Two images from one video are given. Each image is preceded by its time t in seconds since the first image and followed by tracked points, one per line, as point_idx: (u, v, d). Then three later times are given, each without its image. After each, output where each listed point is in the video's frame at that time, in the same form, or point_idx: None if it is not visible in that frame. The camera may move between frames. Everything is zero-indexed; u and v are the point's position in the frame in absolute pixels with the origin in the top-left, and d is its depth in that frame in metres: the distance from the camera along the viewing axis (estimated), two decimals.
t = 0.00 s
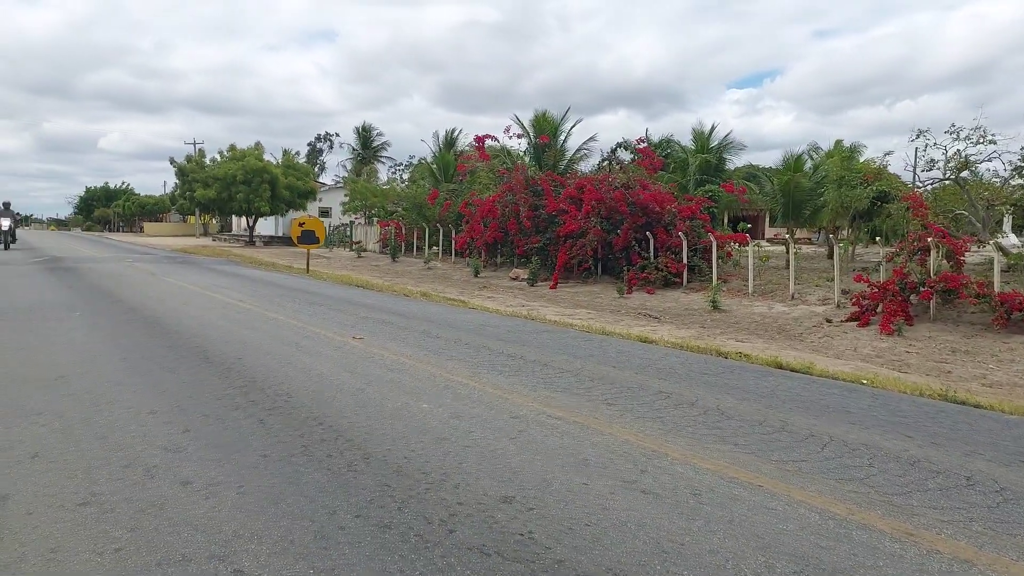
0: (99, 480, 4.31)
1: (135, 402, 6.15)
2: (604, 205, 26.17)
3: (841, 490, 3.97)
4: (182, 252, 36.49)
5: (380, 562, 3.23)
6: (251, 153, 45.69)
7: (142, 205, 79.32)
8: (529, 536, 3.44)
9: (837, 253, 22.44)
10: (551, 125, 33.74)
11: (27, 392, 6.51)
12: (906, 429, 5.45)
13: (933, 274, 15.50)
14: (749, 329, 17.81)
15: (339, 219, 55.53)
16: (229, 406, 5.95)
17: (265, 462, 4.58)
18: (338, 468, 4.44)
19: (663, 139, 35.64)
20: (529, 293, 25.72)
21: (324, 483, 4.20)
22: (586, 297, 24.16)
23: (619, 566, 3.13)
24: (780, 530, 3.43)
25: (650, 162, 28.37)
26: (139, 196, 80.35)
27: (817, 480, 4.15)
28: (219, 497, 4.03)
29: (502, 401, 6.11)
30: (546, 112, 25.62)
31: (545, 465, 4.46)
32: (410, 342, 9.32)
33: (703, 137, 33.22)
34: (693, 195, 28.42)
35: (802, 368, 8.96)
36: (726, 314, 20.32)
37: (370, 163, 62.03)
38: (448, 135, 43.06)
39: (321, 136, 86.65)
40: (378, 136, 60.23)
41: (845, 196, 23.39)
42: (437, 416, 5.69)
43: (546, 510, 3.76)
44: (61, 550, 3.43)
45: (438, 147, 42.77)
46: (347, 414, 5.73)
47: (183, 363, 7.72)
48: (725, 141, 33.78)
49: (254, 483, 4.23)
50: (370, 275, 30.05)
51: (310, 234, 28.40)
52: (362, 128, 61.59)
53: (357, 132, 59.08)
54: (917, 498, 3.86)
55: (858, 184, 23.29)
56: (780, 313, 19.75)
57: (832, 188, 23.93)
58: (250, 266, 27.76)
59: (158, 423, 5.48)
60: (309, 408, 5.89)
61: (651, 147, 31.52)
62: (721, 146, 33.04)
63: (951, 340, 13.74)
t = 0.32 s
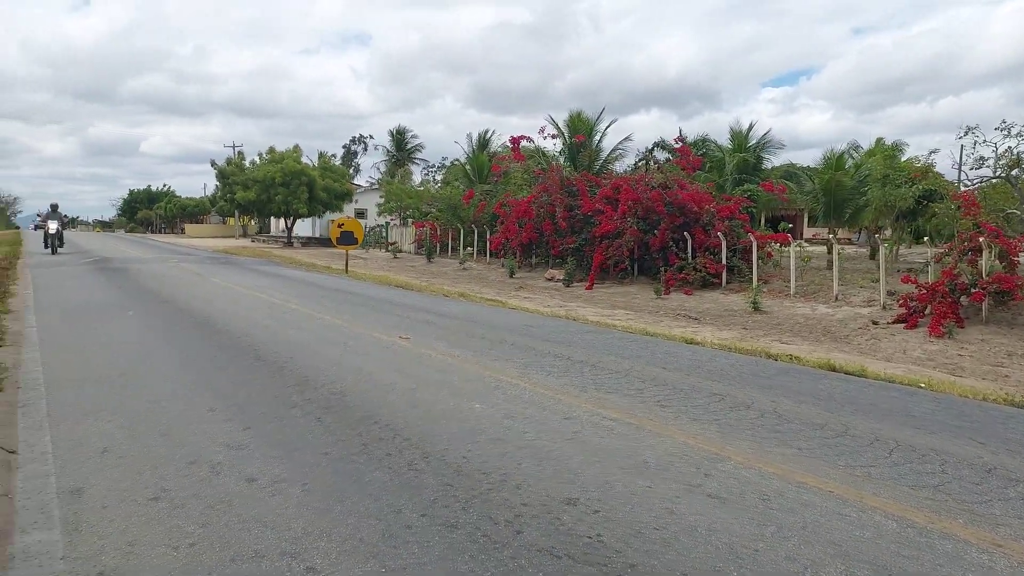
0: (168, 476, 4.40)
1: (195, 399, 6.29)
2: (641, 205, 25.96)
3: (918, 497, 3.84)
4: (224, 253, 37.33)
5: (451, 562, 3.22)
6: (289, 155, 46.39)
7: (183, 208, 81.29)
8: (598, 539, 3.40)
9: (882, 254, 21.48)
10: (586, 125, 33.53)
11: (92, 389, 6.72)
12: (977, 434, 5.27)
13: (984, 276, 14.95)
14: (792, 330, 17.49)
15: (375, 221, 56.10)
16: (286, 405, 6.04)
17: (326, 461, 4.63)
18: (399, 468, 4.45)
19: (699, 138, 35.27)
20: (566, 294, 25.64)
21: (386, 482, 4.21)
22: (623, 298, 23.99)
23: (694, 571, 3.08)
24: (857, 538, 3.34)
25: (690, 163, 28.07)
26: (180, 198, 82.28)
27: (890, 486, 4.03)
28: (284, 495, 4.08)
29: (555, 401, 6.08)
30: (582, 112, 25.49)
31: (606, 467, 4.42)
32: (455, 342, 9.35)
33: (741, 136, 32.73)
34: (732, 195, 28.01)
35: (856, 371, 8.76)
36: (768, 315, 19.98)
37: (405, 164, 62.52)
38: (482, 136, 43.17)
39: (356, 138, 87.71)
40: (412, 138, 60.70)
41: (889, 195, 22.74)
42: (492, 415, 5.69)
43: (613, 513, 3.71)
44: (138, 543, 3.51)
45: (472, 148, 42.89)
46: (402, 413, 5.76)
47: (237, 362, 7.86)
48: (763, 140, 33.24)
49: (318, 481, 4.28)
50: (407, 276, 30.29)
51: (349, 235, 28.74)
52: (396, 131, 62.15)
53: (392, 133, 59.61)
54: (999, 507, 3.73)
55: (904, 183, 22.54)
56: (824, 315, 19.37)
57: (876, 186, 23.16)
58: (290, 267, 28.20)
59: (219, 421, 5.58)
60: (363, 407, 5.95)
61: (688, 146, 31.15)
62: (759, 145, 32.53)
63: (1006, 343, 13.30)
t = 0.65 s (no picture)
0: (257, 468, 4.49)
1: (276, 394, 6.44)
2: (705, 203, 25.40)
3: None
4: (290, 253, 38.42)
5: (546, 563, 3.14)
6: (352, 157, 47.33)
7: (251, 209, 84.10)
8: (697, 544, 3.27)
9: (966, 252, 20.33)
10: (648, 122, 33.01)
11: (180, 382, 6.96)
12: None
13: None
14: (869, 332, 16.78)
15: (434, 221, 56.71)
16: (364, 400, 6.11)
17: (408, 456, 4.64)
18: (482, 464, 4.42)
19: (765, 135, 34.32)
20: (628, 293, 25.32)
21: (470, 478, 4.18)
22: (687, 297, 23.52)
23: None
24: (981, 554, 3.12)
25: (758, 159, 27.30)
26: (247, 199, 85.11)
27: (1009, 498, 3.76)
28: (370, 489, 4.09)
29: (633, 401, 5.95)
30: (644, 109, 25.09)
31: (696, 470, 4.27)
32: (525, 340, 9.29)
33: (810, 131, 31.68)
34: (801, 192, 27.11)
35: (947, 375, 8.31)
36: (841, 316, 19.24)
37: (462, 165, 62.99)
38: (541, 136, 43.09)
39: (415, 139, 88.92)
40: (471, 139, 61.11)
41: (973, 190, 21.55)
42: (570, 413, 5.60)
43: (709, 517, 3.57)
44: (235, 533, 3.57)
45: (531, 148, 42.85)
46: (479, 410, 5.73)
47: (313, 358, 8.02)
48: (833, 134, 32.09)
49: (402, 476, 4.28)
50: (468, 275, 30.47)
51: (412, 234, 29.09)
52: (455, 132, 62.66)
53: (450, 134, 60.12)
54: None
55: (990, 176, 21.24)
56: (901, 316, 18.51)
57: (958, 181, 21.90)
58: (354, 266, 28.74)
59: (301, 415, 5.67)
60: (440, 403, 5.95)
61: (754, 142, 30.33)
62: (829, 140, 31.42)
63: None
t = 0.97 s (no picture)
0: (300, 472, 4.41)
1: (317, 395, 6.38)
2: (743, 202, 24.91)
3: None
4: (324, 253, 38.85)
5: None
6: (385, 158, 47.63)
7: (285, 210, 85.24)
8: (766, 562, 3.08)
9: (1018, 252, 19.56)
10: (683, 121, 32.52)
11: (221, 382, 6.95)
12: None
13: None
14: (916, 335, 16.26)
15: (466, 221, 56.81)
16: (406, 402, 6.02)
17: (454, 460, 4.51)
18: (531, 470, 4.27)
19: (804, 133, 33.61)
20: (663, 294, 24.98)
21: (519, 486, 4.02)
22: (724, 298, 23.11)
23: None
24: None
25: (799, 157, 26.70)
26: (282, 201, 86.31)
27: None
28: (417, 495, 3.97)
29: (683, 405, 5.75)
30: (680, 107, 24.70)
31: (756, 480, 4.06)
32: (565, 341, 9.13)
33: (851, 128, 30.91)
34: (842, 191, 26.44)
35: (1010, 381, 7.94)
36: (886, 318, 18.69)
37: (494, 165, 62.99)
38: (573, 135, 42.81)
39: (446, 140, 89.20)
40: (502, 140, 61.04)
41: None
42: (618, 418, 5.42)
43: (776, 532, 3.36)
44: (281, 540, 3.47)
45: (563, 148, 42.60)
46: (525, 414, 5.59)
47: (352, 359, 7.97)
48: (875, 131, 31.26)
49: (449, 481, 4.15)
50: (501, 275, 30.38)
51: (445, 235, 29.11)
52: (486, 133, 62.65)
53: (482, 134, 60.14)
54: None
55: None
56: (949, 318, 17.91)
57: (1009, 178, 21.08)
58: (388, 266, 28.85)
59: (345, 417, 5.59)
60: (483, 406, 5.83)
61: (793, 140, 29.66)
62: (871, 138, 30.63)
63: None
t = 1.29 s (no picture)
0: (320, 481, 4.28)
1: (335, 399, 6.26)
2: (758, 201, 24.64)
3: None
4: (336, 254, 38.91)
5: None
6: (396, 159, 47.58)
7: (297, 211, 85.41)
8: None
9: None
10: (696, 120, 32.26)
11: (238, 386, 6.85)
12: None
13: None
14: (937, 336, 15.98)
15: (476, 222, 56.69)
16: (427, 406, 5.89)
17: (479, 468, 4.37)
18: (560, 480, 4.12)
19: (817, 132, 33.31)
20: (677, 295, 24.75)
21: (548, 497, 3.88)
22: (740, 299, 22.86)
23: None
24: None
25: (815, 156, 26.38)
26: (293, 201, 86.51)
27: None
28: (444, 506, 3.83)
29: (712, 411, 5.59)
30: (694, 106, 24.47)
31: (795, 491, 3.89)
32: (585, 344, 8.99)
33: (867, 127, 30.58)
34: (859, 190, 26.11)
35: None
36: (905, 319, 18.41)
37: (504, 165, 62.84)
38: (584, 135, 42.60)
39: (456, 141, 89.02)
40: (512, 140, 60.85)
41: None
42: (645, 424, 5.27)
43: (823, 547, 3.21)
44: (305, 553, 3.34)
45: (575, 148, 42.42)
46: (549, 419, 5.45)
47: (369, 362, 7.85)
48: (891, 130, 30.92)
49: (475, 491, 4.01)
50: (512, 276, 30.21)
51: (457, 236, 29.00)
52: (496, 133, 62.48)
53: (492, 134, 60.00)
54: None
55: None
56: (971, 319, 17.61)
57: None
58: (400, 267, 28.76)
59: (364, 423, 5.47)
60: (506, 411, 5.70)
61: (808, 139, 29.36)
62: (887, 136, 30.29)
63: None
